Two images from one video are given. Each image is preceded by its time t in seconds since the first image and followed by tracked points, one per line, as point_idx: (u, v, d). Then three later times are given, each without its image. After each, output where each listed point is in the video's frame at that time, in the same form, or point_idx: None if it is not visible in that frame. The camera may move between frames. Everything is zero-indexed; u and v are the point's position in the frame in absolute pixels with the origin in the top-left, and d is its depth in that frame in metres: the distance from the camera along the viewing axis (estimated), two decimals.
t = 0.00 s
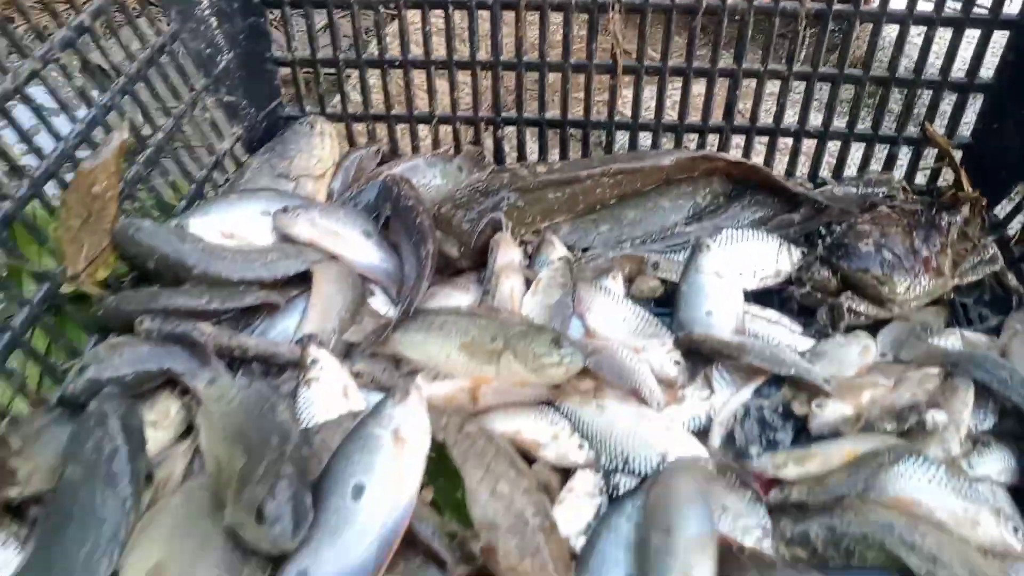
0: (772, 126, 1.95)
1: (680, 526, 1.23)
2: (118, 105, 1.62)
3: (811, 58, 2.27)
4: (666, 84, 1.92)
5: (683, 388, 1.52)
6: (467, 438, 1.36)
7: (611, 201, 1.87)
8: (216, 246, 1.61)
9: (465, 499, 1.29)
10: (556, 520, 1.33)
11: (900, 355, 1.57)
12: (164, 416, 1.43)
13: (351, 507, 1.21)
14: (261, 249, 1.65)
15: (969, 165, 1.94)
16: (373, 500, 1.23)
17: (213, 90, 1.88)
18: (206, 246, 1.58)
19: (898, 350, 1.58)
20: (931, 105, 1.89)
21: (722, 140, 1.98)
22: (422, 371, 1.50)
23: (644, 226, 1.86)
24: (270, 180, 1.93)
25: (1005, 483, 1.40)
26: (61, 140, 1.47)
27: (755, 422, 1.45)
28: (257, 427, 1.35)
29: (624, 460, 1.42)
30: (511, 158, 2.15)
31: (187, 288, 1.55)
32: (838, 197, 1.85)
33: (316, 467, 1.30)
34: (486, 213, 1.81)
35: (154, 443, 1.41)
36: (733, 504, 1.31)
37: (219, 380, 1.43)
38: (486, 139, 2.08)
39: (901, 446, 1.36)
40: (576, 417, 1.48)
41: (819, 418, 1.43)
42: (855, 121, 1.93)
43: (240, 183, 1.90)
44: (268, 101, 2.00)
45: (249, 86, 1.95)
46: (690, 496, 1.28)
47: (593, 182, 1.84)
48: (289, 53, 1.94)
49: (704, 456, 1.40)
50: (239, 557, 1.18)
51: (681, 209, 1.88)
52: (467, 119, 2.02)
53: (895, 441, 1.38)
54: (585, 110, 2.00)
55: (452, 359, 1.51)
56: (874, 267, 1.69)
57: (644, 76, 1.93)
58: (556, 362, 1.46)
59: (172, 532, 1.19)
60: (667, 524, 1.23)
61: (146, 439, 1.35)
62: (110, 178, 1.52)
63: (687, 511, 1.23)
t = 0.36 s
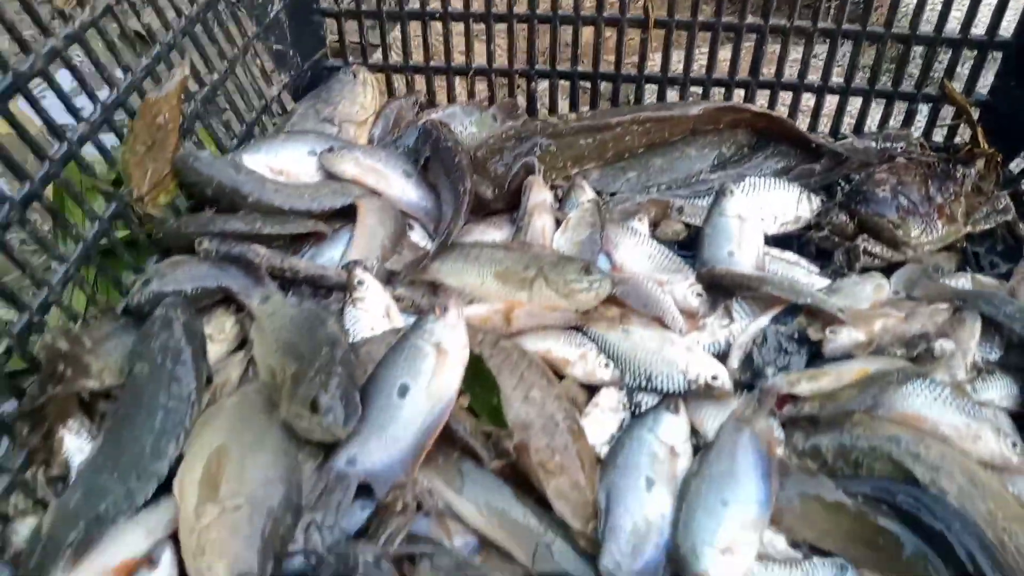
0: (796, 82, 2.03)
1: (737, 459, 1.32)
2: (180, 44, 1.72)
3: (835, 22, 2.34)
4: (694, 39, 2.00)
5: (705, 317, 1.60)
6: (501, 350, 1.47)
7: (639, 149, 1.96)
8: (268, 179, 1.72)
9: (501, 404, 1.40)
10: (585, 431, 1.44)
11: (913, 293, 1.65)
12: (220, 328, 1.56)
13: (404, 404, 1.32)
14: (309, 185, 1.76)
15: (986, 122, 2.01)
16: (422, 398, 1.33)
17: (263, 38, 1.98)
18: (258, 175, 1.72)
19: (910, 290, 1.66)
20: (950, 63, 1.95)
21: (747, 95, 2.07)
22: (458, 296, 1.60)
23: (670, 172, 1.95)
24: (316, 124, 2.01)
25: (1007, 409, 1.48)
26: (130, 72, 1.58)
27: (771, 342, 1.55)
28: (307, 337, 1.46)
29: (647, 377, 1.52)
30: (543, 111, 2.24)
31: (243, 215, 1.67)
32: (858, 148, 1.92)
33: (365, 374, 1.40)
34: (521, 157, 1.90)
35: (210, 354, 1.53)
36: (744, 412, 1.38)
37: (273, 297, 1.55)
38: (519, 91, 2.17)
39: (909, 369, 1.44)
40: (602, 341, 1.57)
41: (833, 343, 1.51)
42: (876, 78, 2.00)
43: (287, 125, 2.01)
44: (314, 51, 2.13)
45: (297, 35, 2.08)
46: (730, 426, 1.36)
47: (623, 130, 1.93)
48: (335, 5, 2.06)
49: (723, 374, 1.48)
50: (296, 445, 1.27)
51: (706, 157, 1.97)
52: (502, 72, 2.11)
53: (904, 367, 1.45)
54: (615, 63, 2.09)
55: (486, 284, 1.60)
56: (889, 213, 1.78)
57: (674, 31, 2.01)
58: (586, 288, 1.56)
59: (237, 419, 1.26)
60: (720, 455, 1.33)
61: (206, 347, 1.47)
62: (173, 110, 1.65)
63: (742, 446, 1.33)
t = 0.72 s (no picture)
0: (810, 33, 2.10)
1: (739, 372, 1.39)
2: None
3: None
4: None
5: (712, 248, 1.70)
6: (516, 267, 1.56)
7: (654, 94, 2.04)
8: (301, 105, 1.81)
9: (515, 313, 1.49)
10: (596, 343, 1.53)
11: (913, 232, 1.72)
12: (253, 242, 1.65)
13: (426, 306, 1.41)
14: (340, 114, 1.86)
15: (993, 77, 2.06)
16: (442, 302, 1.42)
17: None
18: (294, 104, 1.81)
19: (909, 228, 1.73)
20: (960, 17, 2.00)
21: (761, 46, 2.13)
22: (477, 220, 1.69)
23: (685, 116, 2.02)
24: (345, 59, 2.09)
25: (995, 337, 1.57)
26: None
27: (776, 266, 1.60)
28: (336, 243, 1.54)
29: (654, 298, 1.59)
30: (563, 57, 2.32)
31: (276, 137, 1.77)
32: (867, 98, 1.98)
33: (388, 283, 1.50)
34: (540, 96, 1.98)
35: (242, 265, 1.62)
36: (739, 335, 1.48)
37: (303, 215, 1.61)
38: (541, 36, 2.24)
39: (903, 294, 1.50)
40: (612, 266, 1.65)
41: (833, 270, 1.57)
42: (887, 31, 2.06)
43: (317, 60, 2.09)
44: None
45: None
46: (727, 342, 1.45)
47: (639, 73, 2.01)
48: None
49: (726, 294, 1.55)
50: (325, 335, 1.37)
51: (719, 102, 2.05)
52: (525, 16, 2.18)
53: (898, 292, 1.51)
54: (636, 10, 2.16)
55: (504, 209, 1.68)
56: (894, 154, 1.83)
57: None
58: (600, 213, 1.63)
59: (271, 309, 1.37)
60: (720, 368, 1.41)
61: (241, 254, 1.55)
62: (212, 33, 1.75)
63: (742, 359, 1.40)
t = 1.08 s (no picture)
0: (811, 10, 2.16)
1: (721, 331, 1.46)
2: None
3: None
4: None
5: (711, 213, 1.77)
6: (524, 226, 1.63)
7: (660, 68, 2.12)
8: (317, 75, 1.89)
9: (522, 270, 1.56)
10: (599, 299, 1.60)
11: (906, 199, 1.78)
12: (272, 205, 1.72)
13: (437, 262, 1.50)
14: (354, 84, 1.94)
15: (990, 53, 2.12)
16: (453, 259, 1.50)
17: None
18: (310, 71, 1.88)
19: (903, 196, 1.79)
20: None
21: (763, 22, 2.20)
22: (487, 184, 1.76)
23: (688, 88, 2.10)
24: (360, 33, 2.17)
25: (982, 297, 1.65)
26: None
27: (772, 229, 1.67)
28: (352, 205, 1.62)
29: (655, 258, 1.66)
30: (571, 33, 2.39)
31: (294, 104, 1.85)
32: (866, 73, 2.04)
33: (402, 240, 1.58)
34: (549, 69, 2.04)
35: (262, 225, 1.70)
36: (736, 296, 1.55)
37: (321, 178, 1.68)
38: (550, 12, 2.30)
39: (893, 255, 1.57)
40: (616, 229, 1.71)
41: (827, 232, 1.64)
42: (887, 8, 2.12)
43: (333, 33, 2.17)
44: None
45: None
46: (711, 300, 1.51)
47: (645, 47, 2.08)
48: None
49: (723, 253, 1.61)
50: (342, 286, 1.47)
51: (722, 75, 2.12)
52: None
53: (890, 254, 1.57)
54: None
55: (512, 174, 1.75)
56: (889, 126, 1.90)
57: None
58: (604, 176, 1.70)
59: (290, 263, 1.46)
60: (709, 325, 1.47)
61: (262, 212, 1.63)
62: (235, 4, 1.86)
63: (724, 318, 1.47)
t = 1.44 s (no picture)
0: None
1: (751, 289, 1.59)
2: None
3: None
4: None
5: (744, 185, 1.89)
6: (569, 192, 1.77)
7: (697, 50, 2.24)
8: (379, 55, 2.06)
9: (567, 231, 1.71)
10: (638, 261, 1.73)
11: (928, 173, 1.90)
12: (337, 172, 1.89)
13: (491, 224, 1.64)
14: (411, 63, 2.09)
15: (1015, 38, 2.22)
16: (505, 221, 1.65)
17: None
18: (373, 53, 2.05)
19: (926, 170, 1.91)
20: None
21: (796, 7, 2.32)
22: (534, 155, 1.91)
23: (723, 69, 2.22)
24: (414, 17, 2.32)
25: (998, 264, 1.74)
26: None
27: (801, 198, 1.82)
28: (412, 171, 1.77)
29: (690, 224, 1.78)
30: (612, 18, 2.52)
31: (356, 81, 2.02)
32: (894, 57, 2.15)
33: (458, 205, 1.73)
34: (592, 50, 2.18)
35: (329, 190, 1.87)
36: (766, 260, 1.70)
37: (382, 148, 1.84)
38: None
39: (915, 222, 1.68)
40: (654, 199, 1.83)
41: (852, 201, 1.78)
42: None
43: (390, 17, 2.33)
44: None
45: None
46: (741, 263, 1.63)
47: (684, 30, 2.21)
48: None
49: (755, 220, 1.72)
50: (406, 242, 1.64)
51: (756, 57, 2.23)
52: None
53: (911, 221, 1.69)
54: None
55: (558, 146, 1.91)
56: (916, 105, 2.00)
57: None
58: (643, 148, 1.83)
59: (358, 223, 1.62)
60: (739, 283, 1.59)
61: (331, 178, 1.81)
62: None
63: (753, 278, 1.60)
